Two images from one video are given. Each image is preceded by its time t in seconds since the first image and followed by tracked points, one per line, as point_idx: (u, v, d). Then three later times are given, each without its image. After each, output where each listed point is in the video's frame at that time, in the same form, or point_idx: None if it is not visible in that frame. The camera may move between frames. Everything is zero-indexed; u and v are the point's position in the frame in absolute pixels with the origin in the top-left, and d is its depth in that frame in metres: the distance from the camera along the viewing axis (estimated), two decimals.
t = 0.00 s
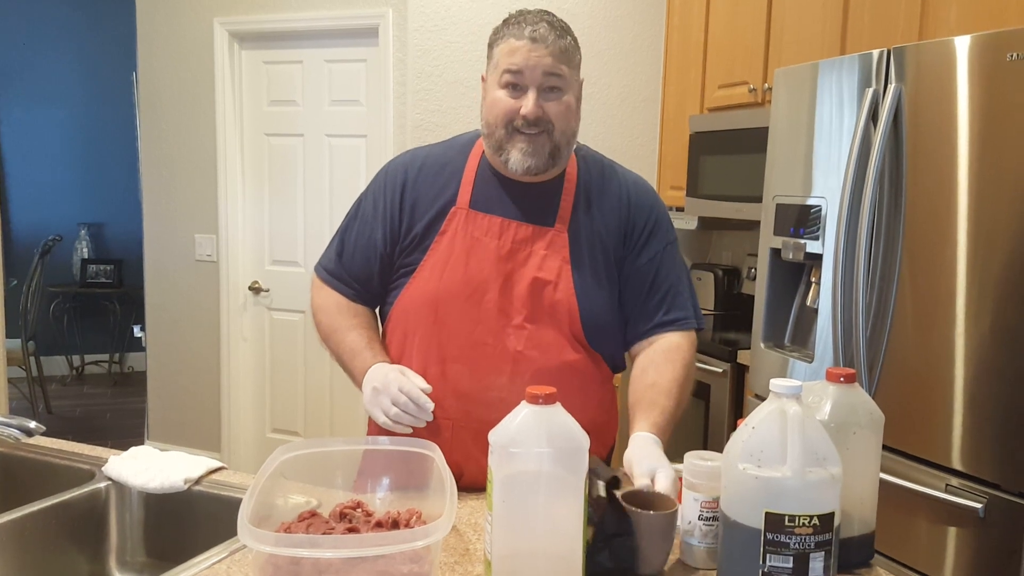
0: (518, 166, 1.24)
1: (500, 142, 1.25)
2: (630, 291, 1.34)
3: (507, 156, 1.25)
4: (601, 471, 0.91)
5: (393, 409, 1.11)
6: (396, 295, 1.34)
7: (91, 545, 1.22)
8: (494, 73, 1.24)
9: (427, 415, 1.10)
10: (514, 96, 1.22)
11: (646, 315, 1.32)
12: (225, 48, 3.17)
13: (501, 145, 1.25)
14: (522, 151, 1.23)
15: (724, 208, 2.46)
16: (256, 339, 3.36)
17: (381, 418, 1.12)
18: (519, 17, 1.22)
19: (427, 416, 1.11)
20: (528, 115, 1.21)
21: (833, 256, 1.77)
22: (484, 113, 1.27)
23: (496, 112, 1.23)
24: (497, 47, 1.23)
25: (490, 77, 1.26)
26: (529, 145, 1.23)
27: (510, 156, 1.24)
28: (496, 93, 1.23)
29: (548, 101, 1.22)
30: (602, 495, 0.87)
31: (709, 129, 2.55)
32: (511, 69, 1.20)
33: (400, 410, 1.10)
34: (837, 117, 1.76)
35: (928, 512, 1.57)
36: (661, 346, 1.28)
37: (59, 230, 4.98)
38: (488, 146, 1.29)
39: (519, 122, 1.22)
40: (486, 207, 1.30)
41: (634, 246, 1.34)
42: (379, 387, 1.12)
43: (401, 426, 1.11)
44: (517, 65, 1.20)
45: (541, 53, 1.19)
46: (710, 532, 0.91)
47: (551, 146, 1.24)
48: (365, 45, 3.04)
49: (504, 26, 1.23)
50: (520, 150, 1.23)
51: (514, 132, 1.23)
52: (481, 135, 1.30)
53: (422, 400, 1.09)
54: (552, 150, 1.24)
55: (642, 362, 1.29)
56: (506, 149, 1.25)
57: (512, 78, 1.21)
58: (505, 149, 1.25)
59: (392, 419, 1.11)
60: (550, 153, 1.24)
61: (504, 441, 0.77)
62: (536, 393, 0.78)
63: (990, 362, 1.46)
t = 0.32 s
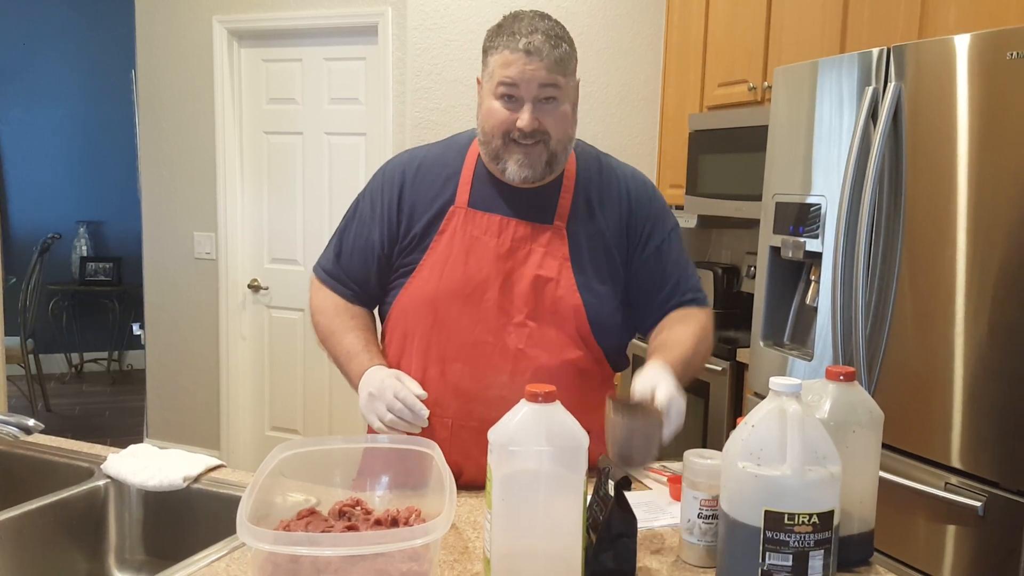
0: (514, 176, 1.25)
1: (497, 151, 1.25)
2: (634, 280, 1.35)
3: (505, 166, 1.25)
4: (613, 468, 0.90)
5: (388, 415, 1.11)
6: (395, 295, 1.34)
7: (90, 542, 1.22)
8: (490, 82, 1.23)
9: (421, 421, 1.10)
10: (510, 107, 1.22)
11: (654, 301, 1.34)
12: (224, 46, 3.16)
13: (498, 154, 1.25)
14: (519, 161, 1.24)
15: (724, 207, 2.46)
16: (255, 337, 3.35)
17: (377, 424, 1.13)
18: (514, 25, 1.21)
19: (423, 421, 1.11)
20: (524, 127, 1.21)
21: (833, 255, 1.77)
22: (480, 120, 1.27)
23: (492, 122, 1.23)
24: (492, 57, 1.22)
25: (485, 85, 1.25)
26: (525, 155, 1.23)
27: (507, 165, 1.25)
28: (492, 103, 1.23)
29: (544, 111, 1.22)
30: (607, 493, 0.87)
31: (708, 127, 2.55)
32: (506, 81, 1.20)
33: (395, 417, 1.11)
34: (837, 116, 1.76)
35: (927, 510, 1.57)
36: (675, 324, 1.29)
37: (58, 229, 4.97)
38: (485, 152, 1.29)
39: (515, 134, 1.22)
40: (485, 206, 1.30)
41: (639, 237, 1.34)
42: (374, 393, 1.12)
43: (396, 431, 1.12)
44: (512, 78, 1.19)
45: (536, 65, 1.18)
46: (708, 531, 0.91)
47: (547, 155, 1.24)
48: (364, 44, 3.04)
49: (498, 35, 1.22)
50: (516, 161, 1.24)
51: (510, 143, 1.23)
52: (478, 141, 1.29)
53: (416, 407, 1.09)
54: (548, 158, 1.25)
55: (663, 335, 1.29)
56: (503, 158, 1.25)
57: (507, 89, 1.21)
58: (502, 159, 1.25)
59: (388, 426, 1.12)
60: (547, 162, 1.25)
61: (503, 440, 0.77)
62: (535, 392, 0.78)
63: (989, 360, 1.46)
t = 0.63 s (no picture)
0: (519, 180, 1.25)
1: (502, 154, 1.25)
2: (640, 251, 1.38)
3: (509, 169, 1.25)
4: (614, 470, 0.90)
5: (392, 413, 1.11)
6: (396, 294, 1.34)
7: (91, 542, 1.22)
8: (497, 84, 1.23)
9: (426, 418, 1.10)
10: (518, 109, 1.22)
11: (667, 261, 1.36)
12: (225, 46, 3.16)
13: (503, 157, 1.25)
14: (524, 166, 1.24)
15: (725, 207, 2.46)
16: (256, 337, 3.36)
17: (380, 422, 1.12)
18: (524, 27, 1.21)
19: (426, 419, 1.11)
20: (532, 130, 1.21)
21: (834, 255, 1.77)
22: (486, 122, 1.26)
23: (499, 125, 1.23)
24: (500, 58, 1.22)
25: (492, 87, 1.25)
26: (530, 160, 1.23)
27: (511, 169, 1.25)
28: (499, 105, 1.23)
29: (551, 115, 1.22)
30: (608, 494, 0.87)
31: (709, 128, 2.55)
32: (515, 82, 1.20)
33: (400, 414, 1.10)
34: (838, 116, 1.76)
35: (928, 511, 1.57)
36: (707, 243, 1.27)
37: (59, 228, 4.98)
38: (488, 155, 1.28)
39: (521, 137, 1.22)
40: (487, 205, 1.30)
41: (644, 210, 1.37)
42: (379, 390, 1.12)
43: (400, 429, 1.11)
44: (522, 80, 1.19)
45: (546, 68, 1.19)
46: (709, 532, 0.91)
47: (552, 159, 1.24)
48: (365, 44, 3.04)
49: (508, 36, 1.22)
50: (521, 165, 1.24)
51: (516, 146, 1.23)
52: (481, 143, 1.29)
53: (422, 404, 1.09)
54: (552, 164, 1.25)
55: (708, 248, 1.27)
56: (507, 162, 1.25)
57: (516, 91, 1.21)
58: (507, 163, 1.25)
59: (391, 424, 1.11)
60: (550, 165, 1.25)
61: (504, 441, 0.77)
62: (536, 392, 0.78)
63: (990, 361, 1.46)
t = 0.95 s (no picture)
0: (522, 173, 1.24)
1: (505, 149, 1.24)
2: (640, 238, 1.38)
3: (513, 163, 1.24)
4: (613, 471, 0.89)
5: (390, 416, 1.11)
6: (396, 294, 1.34)
7: (90, 545, 1.22)
8: (499, 80, 1.23)
9: (424, 423, 1.10)
10: (520, 103, 1.22)
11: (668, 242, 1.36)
12: (225, 47, 3.16)
13: (506, 152, 1.25)
14: (528, 158, 1.23)
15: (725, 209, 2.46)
16: (255, 338, 3.35)
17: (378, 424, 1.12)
18: (525, 23, 1.21)
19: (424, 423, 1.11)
20: (535, 123, 1.20)
21: (834, 257, 1.77)
22: (488, 118, 1.26)
23: (502, 119, 1.23)
24: (502, 54, 1.22)
25: (493, 83, 1.25)
26: (535, 153, 1.23)
27: (515, 163, 1.24)
28: (501, 100, 1.23)
29: (554, 109, 1.21)
30: (608, 496, 0.86)
31: (709, 130, 2.55)
32: (518, 76, 1.20)
33: (397, 418, 1.10)
34: (838, 118, 1.76)
35: (928, 513, 1.57)
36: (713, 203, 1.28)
37: (58, 230, 4.98)
38: (491, 150, 1.28)
39: (524, 131, 1.21)
40: (487, 206, 1.30)
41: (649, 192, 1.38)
42: (377, 393, 1.12)
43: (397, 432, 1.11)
44: (524, 73, 1.19)
45: (549, 61, 1.19)
46: (709, 534, 0.91)
47: (555, 152, 1.24)
48: (365, 45, 3.04)
49: (510, 32, 1.22)
50: (525, 158, 1.23)
51: (519, 140, 1.22)
52: (483, 140, 1.29)
53: (420, 409, 1.09)
54: (555, 157, 1.24)
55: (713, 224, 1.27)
56: (511, 156, 1.24)
57: (519, 85, 1.21)
58: (510, 156, 1.24)
59: (389, 427, 1.11)
60: (554, 159, 1.24)
61: (504, 443, 0.77)
62: (536, 395, 0.78)
63: (990, 363, 1.46)
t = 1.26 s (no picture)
0: (525, 175, 1.25)
1: (507, 151, 1.24)
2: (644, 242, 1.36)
3: (515, 165, 1.24)
4: (614, 473, 0.89)
5: (387, 426, 1.11)
6: (397, 297, 1.34)
7: (91, 547, 1.22)
8: (501, 83, 1.23)
9: (420, 434, 1.10)
10: (523, 105, 1.22)
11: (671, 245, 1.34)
12: (226, 49, 3.16)
13: (508, 154, 1.25)
14: (530, 160, 1.23)
15: (726, 211, 2.46)
16: (256, 340, 3.36)
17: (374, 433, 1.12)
18: (527, 26, 1.22)
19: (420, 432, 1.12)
20: (538, 125, 1.20)
21: (834, 260, 1.77)
22: (490, 121, 1.26)
23: (504, 122, 1.23)
24: (504, 56, 1.22)
25: (495, 86, 1.25)
26: (537, 154, 1.23)
27: (517, 165, 1.24)
28: (503, 103, 1.23)
29: (556, 111, 1.21)
30: (609, 498, 0.86)
31: (710, 132, 2.55)
32: (520, 79, 1.20)
33: (393, 428, 1.11)
34: (839, 120, 1.76)
35: (929, 516, 1.57)
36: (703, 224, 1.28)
37: (59, 231, 4.98)
38: (493, 153, 1.28)
39: (527, 132, 1.21)
40: (487, 209, 1.30)
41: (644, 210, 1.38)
42: (374, 402, 1.12)
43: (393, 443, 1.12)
44: (527, 76, 1.19)
45: (552, 63, 1.19)
46: (709, 536, 0.91)
47: (557, 154, 1.24)
48: (366, 48, 3.04)
49: (511, 35, 1.22)
50: (527, 160, 1.23)
51: (522, 142, 1.22)
52: (486, 142, 1.29)
53: (417, 420, 1.09)
54: (558, 159, 1.24)
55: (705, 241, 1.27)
56: (513, 158, 1.24)
57: (521, 88, 1.21)
58: (512, 159, 1.24)
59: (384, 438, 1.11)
60: (556, 161, 1.24)
61: (504, 445, 0.77)
62: (537, 396, 0.78)
63: (991, 364, 1.46)
